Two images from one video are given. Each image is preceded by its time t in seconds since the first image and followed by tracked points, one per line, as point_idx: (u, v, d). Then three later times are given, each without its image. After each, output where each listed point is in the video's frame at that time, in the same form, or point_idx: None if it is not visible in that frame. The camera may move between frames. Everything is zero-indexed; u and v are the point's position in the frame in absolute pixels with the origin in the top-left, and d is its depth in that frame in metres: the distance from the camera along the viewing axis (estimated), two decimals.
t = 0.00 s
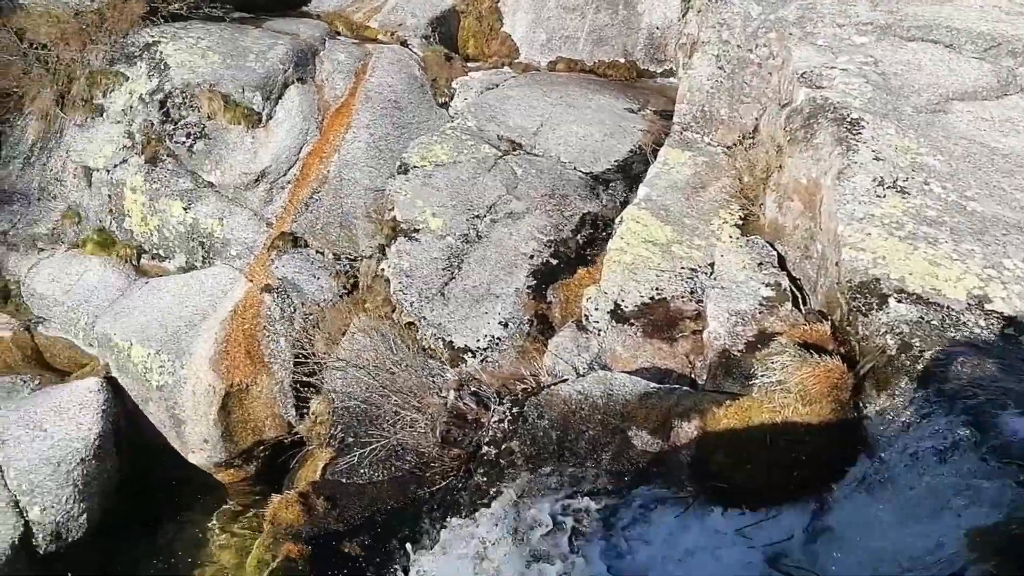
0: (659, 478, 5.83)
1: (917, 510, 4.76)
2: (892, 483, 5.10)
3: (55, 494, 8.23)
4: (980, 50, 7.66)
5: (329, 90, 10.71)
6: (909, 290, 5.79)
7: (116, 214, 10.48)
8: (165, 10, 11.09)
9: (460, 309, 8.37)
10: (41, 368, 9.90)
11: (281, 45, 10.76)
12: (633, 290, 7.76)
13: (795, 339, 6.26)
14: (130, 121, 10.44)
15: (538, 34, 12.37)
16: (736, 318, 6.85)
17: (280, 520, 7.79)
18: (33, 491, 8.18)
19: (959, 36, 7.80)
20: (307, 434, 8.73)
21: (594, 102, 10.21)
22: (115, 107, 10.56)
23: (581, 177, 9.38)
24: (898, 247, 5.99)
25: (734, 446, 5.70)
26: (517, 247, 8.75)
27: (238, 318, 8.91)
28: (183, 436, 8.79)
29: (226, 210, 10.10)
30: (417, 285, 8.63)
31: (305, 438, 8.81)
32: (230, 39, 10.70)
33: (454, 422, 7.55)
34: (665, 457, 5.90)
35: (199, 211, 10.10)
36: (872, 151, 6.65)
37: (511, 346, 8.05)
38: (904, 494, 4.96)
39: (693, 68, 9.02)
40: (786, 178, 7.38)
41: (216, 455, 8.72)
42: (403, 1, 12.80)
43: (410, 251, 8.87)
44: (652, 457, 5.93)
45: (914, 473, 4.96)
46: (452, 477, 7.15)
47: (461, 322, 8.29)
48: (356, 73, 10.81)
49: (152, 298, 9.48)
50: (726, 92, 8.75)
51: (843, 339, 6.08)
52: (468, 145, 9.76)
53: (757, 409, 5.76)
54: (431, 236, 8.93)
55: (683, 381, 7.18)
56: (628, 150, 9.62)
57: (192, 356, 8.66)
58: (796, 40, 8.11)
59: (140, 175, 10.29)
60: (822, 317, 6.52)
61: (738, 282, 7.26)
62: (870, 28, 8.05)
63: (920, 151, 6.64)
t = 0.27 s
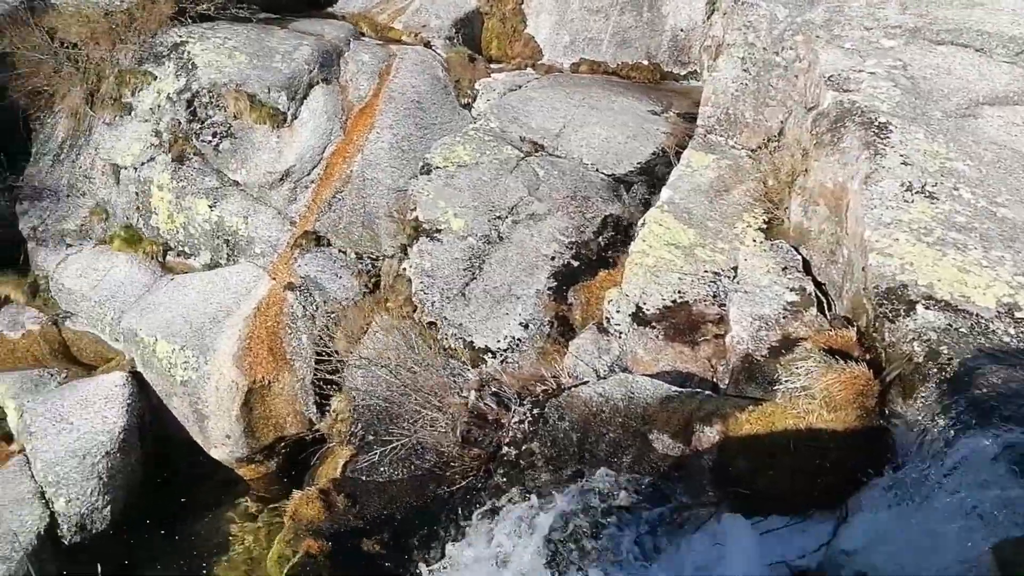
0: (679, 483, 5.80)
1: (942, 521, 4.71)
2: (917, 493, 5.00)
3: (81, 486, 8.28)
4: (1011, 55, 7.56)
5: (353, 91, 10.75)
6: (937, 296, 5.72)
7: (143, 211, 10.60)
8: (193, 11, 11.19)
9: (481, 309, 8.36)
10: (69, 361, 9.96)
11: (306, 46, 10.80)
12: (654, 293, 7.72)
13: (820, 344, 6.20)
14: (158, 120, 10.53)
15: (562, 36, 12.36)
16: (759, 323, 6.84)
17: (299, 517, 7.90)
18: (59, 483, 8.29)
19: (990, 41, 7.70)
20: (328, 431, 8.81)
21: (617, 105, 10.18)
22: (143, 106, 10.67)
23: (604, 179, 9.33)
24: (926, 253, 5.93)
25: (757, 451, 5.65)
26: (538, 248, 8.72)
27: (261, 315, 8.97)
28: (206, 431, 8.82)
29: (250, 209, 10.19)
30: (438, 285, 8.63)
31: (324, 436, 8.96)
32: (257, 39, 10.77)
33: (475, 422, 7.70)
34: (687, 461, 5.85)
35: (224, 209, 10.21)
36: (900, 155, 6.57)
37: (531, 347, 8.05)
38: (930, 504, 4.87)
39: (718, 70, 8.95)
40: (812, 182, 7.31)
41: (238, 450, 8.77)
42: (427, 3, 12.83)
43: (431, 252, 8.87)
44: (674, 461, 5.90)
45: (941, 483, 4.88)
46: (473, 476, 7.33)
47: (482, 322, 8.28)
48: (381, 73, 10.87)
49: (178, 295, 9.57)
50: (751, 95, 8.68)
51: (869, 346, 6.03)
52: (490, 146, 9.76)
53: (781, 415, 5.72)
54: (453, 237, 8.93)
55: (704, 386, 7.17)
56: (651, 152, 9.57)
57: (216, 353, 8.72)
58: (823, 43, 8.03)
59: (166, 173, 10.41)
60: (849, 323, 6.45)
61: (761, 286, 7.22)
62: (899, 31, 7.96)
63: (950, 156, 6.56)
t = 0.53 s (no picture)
0: (696, 485, 5.75)
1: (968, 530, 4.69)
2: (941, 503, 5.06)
3: (100, 478, 8.33)
4: None
5: (373, 88, 10.77)
6: (960, 301, 5.79)
7: (164, 206, 10.70)
8: (216, 8, 11.25)
9: (498, 307, 8.39)
10: (89, 355, 10.09)
11: (327, 44, 10.83)
12: (673, 295, 7.69)
13: (840, 348, 6.15)
14: (180, 116, 10.61)
15: (581, 35, 12.33)
16: (779, 326, 6.79)
17: (318, 512, 7.89)
18: (79, 474, 8.31)
19: (1017, 43, 7.61)
20: (344, 427, 8.88)
21: (636, 105, 10.14)
22: (165, 102, 10.72)
23: (622, 179, 9.29)
24: (950, 258, 5.98)
25: (776, 454, 5.62)
26: (556, 248, 8.70)
27: (279, 311, 9.03)
28: (223, 425, 8.92)
29: (270, 205, 10.25)
30: (456, 283, 8.64)
31: (341, 432, 9.00)
32: (278, 37, 10.80)
33: (492, 420, 7.58)
34: (704, 463, 5.79)
35: (244, 205, 10.27)
36: (924, 158, 6.52)
37: (547, 346, 8.04)
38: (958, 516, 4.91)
39: (740, 70, 8.91)
40: (835, 184, 7.26)
41: (255, 445, 8.85)
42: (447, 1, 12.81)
43: (449, 250, 8.88)
44: (691, 463, 5.84)
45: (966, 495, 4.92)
46: (487, 475, 7.21)
47: (499, 321, 8.30)
48: (400, 72, 10.87)
49: (197, 290, 9.65)
50: (773, 95, 8.62)
51: (890, 351, 6.00)
52: (509, 145, 9.74)
53: (801, 419, 5.68)
54: (471, 236, 8.93)
55: (721, 388, 7.09)
56: (670, 153, 9.52)
57: (234, 348, 8.78)
58: (847, 44, 7.93)
59: (188, 169, 10.53)
60: (870, 326, 6.40)
61: (781, 288, 7.15)
62: (924, 33, 7.87)
63: (975, 160, 6.52)
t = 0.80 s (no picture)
0: (719, 492, 5.73)
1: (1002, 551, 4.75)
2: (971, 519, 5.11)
3: (127, 469, 8.41)
4: None
5: (401, 90, 10.81)
6: (993, 312, 5.77)
7: (194, 204, 10.84)
8: (249, 8, 11.38)
9: (522, 309, 8.40)
10: (118, 347, 10.22)
11: (356, 45, 10.89)
12: (698, 300, 7.65)
13: (869, 358, 6.10)
14: (211, 115, 10.79)
15: (609, 39, 12.28)
16: (806, 334, 6.71)
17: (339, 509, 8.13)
18: (107, 465, 8.40)
19: None
20: (367, 425, 8.93)
21: (664, 109, 10.10)
22: (198, 101, 10.89)
23: (649, 183, 9.25)
24: (982, 269, 5.96)
25: (801, 462, 5.65)
26: (581, 251, 8.68)
27: (305, 308, 9.12)
28: (249, 420, 9.07)
29: (298, 204, 10.34)
30: (480, 285, 8.66)
31: (363, 429, 9.03)
32: (309, 38, 10.89)
33: (514, 422, 7.59)
34: (727, 471, 5.79)
35: (272, 204, 10.37)
36: (958, 167, 6.45)
37: (570, 350, 8.05)
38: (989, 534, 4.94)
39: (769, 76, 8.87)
40: (865, 192, 7.19)
41: (279, 440, 8.97)
42: (476, 3, 12.83)
43: (473, 251, 8.90)
44: (714, 470, 5.84)
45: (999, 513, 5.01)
46: (509, 476, 7.21)
47: (522, 323, 8.31)
48: (428, 74, 10.91)
49: (226, 287, 9.77)
50: (804, 102, 8.56)
51: (919, 362, 5.95)
52: (535, 147, 9.73)
53: (828, 428, 5.70)
54: (495, 238, 8.93)
55: (746, 396, 7.11)
56: (697, 158, 9.46)
57: (260, 344, 8.89)
58: (880, 50, 7.84)
59: (219, 167, 10.65)
60: (898, 336, 6.35)
61: (809, 297, 7.08)
62: (960, 40, 7.77)
63: (1009, 170, 6.44)
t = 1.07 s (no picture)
0: (742, 496, 5.68)
1: None
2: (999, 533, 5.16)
3: (152, 457, 8.41)
4: None
5: (430, 87, 10.85)
6: None
7: (223, 197, 10.96)
8: (281, 4, 11.54)
9: (545, 308, 8.37)
10: (146, 336, 10.30)
11: (387, 42, 11.05)
12: (723, 302, 7.62)
13: (898, 364, 6.01)
14: (242, 109, 10.95)
15: (639, 39, 12.22)
16: (835, 339, 6.61)
17: (359, 501, 7.69)
18: (133, 453, 8.43)
19: None
20: (388, 420, 8.98)
21: (693, 110, 10.05)
22: (230, 95, 11.09)
23: (676, 184, 9.17)
24: (1017, 278, 5.87)
25: (826, 469, 5.58)
26: (605, 251, 8.64)
27: (330, 303, 9.20)
28: (272, 411, 9.14)
29: (325, 199, 10.40)
30: (504, 283, 8.66)
31: (385, 424, 9.10)
32: (340, 35, 11.10)
33: (536, 421, 7.55)
34: (750, 475, 5.75)
35: (300, 198, 10.45)
36: (994, 173, 6.34)
37: (593, 350, 8.01)
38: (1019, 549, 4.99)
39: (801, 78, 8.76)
40: (898, 196, 7.09)
41: (302, 433, 9.04)
42: (505, 2, 12.84)
43: (498, 250, 8.88)
44: (737, 474, 5.79)
45: None
46: (530, 474, 7.22)
47: (545, 321, 8.30)
48: (456, 71, 10.97)
49: (253, 279, 9.92)
50: (836, 104, 8.46)
51: (949, 369, 5.88)
52: (562, 147, 9.69)
53: (853, 435, 5.63)
54: (520, 236, 8.93)
55: (771, 400, 7.00)
56: (726, 159, 9.38)
57: (286, 336, 9.02)
58: (916, 53, 7.71)
59: (249, 161, 10.75)
60: (928, 344, 6.28)
61: (838, 303, 6.96)
62: (998, 43, 7.63)
63: None
